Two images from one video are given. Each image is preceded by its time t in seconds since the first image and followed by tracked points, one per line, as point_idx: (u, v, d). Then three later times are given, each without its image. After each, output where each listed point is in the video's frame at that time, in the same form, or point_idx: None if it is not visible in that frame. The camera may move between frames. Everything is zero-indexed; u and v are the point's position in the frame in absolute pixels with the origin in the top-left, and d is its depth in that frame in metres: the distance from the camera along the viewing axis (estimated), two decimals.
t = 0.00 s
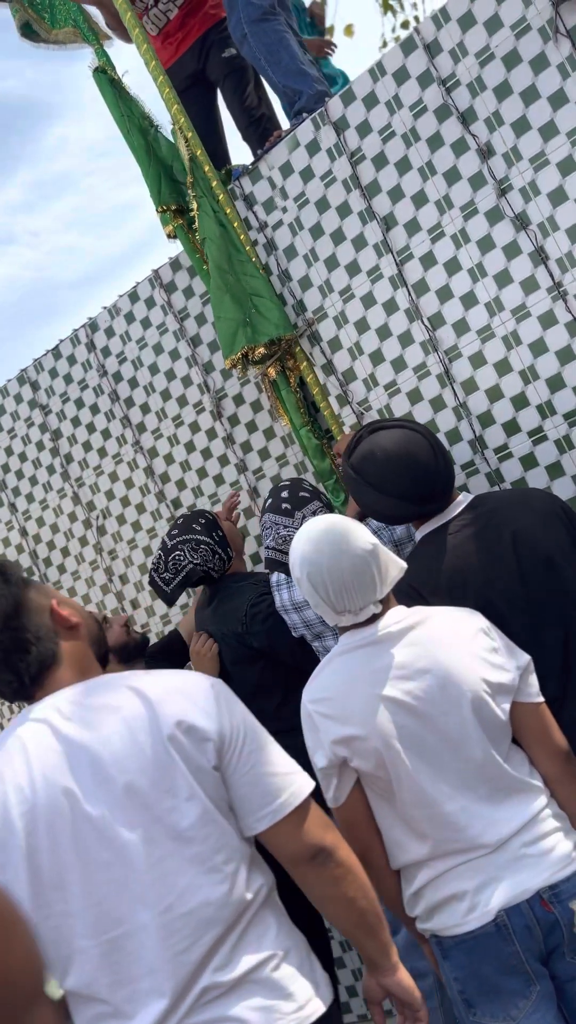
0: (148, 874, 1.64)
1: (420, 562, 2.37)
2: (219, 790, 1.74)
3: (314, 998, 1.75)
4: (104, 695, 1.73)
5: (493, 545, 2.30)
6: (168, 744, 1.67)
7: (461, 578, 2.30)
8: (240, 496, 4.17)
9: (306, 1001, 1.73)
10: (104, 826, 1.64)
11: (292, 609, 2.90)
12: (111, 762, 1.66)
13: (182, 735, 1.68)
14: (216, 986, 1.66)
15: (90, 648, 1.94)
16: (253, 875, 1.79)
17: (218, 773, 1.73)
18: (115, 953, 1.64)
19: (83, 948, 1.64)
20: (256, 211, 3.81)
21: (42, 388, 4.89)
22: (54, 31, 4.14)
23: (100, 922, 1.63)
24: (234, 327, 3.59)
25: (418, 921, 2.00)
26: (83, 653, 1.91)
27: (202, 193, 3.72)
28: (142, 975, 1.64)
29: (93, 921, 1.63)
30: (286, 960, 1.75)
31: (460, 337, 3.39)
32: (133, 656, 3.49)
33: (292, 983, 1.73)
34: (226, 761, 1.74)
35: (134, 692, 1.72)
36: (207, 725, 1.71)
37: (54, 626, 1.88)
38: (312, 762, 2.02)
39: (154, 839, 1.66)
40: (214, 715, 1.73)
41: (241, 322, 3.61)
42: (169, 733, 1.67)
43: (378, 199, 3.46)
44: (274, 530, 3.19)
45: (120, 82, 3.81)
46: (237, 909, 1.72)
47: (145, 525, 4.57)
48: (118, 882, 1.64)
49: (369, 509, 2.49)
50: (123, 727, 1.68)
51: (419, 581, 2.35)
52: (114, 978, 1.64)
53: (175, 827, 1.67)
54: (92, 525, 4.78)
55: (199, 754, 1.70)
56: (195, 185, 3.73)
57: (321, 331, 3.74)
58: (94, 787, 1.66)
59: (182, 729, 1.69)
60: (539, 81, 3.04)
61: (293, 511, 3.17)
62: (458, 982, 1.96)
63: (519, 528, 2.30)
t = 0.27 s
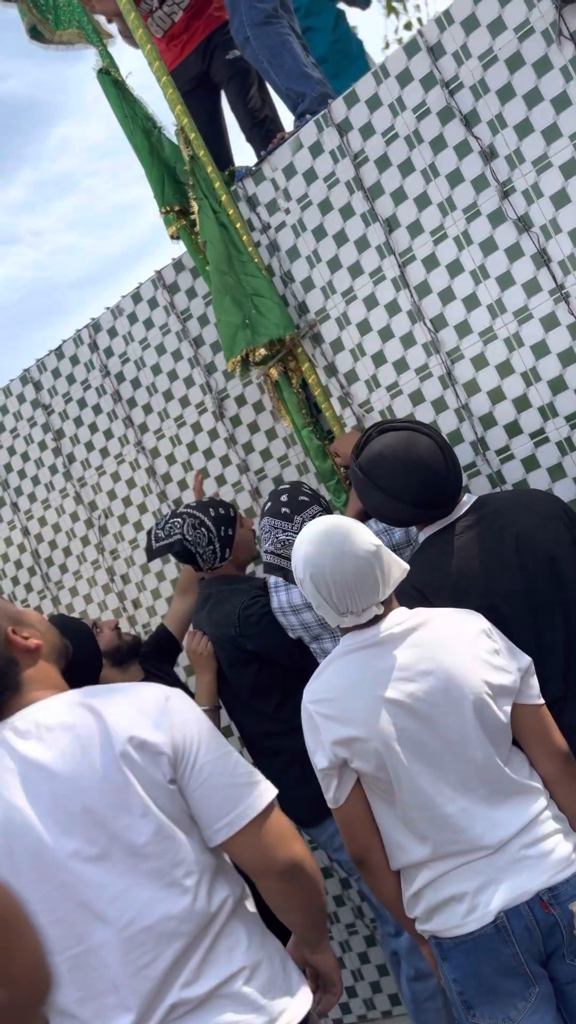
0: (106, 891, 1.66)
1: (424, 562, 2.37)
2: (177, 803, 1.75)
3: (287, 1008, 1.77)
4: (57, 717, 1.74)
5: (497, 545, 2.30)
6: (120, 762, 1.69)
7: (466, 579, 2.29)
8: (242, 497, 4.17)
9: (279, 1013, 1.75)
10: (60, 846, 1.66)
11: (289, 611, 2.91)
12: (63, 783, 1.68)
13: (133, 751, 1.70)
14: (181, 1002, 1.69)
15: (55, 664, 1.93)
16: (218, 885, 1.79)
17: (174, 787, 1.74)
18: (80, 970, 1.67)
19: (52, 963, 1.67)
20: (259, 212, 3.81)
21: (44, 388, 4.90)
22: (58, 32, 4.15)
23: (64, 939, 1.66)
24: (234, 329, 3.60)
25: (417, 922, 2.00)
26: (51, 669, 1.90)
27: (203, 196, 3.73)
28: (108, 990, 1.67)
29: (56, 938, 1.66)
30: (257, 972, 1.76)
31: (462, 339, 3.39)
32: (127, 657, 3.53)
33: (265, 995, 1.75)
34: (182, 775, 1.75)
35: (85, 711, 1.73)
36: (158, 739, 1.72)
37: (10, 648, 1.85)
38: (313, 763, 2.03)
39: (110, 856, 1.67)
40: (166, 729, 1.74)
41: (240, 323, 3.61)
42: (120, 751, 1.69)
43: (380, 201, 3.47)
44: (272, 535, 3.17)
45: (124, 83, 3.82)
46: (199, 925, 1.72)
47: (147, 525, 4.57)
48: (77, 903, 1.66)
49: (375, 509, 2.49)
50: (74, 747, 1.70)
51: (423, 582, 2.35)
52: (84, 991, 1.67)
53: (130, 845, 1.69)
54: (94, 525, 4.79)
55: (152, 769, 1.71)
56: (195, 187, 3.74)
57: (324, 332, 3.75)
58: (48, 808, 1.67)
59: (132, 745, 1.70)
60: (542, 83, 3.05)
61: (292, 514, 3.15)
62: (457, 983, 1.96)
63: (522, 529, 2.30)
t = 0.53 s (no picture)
0: (79, 901, 1.77)
1: (426, 563, 2.39)
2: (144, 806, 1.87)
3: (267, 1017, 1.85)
4: (23, 734, 1.86)
5: (501, 546, 2.30)
6: (81, 772, 1.81)
7: (468, 580, 2.31)
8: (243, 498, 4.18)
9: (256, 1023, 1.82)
10: (31, 861, 1.77)
11: (290, 612, 2.90)
12: (28, 797, 1.79)
13: (93, 761, 1.81)
14: (156, 1013, 1.77)
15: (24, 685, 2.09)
16: (190, 893, 1.89)
17: (139, 792, 1.86)
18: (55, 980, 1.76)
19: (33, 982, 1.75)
20: (262, 214, 3.82)
21: (46, 388, 4.90)
22: (62, 32, 4.15)
23: (44, 954, 1.75)
24: (236, 330, 3.60)
25: (417, 923, 2.00)
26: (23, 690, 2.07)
27: (205, 197, 3.73)
28: (87, 1002, 1.76)
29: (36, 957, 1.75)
30: (234, 982, 1.84)
31: (464, 341, 3.39)
32: (124, 658, 3.49)
33: (241, 1007, 1.82)
34: (146, 780, 1.86)
35: (47, 727, 1.86)
36: (117, 746, 1.84)
37: None
38: (312, 764, 2.02)
39: (81, 867, 1.78)
40: (125, 739, 1.86)
41: (242, 325, 3.61)
42: (78, 763, 1.81)
43: (383, 203, 3.47)
44: (274, 537, 3.13)
45: (128, 84, 3.83)
46: (171, 935, 1.81)
47: (148, 526, 4.57)
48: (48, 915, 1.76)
49: (380, 509, 2.50)
50: (37, 762, 1.82)
51: (426, 582, 2.37)
52: (65, 1004, 1.76)
53: (96, 854, 1.79)
54: (95, 525, 4.79)
55: (114, 775, 1.83)
56: (198, 189, 3.74)
57: (326, 333, 3.75)
58: (18, 825, 1.79)
59: (92, 754, 1.82)
60: (545, 85, 3.05)
61: (294, 518, 3.12)
62: (456, 985, 1.96)
63: (525, 531, 2.30)
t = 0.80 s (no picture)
0: (68, 910, 1.77)
1: (430, 566, 2.39)
2: (132, 810, 1.88)
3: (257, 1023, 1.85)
4: (11, 740, 1.86)
5: (505, 547, 2.31)
6: (72, 777, 1.82)
7: (471, 582, 2.31)
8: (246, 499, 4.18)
9: None
10: (19, 871, 1.77)
11: (292, 612, 2.90)
12: (16, 804, 1.80)
13: (81, 766, 1.82)
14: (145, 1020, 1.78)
15: (10, 693, 2.08)
16: (177, 898, 1.90)
17: (133, 793, 1.88)
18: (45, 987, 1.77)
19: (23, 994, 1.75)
20: (266, 216, 3.82)
21: (49, 388, 4.90)
22: (67, 34, 4.15)
23: (33, 965, 1.76)
24: (239, 332, 3.63)
25: (417, 926, 2.00)
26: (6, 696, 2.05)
27: (208, 198, 3.73)
28: (78, 1011, 1.77)
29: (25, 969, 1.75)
30: (223, 989, 1.84)
31: (467, 344, 3.39)
32: (125, 660, 3.49)
33: (229, 1013, 1.83)
34: (138, 782, 1.87)
35: (33, 735, 1.86)
36: (105, 750, 1.84)
37: None
38: (314, 766, 2.03)
39: (68, 875, 1.78)
40: (114, 743, 1.86)
41: (246, 326, 3.62)
42: (69, 768, 1.81)
43: (387, 206, 3.47)
44: (270, 522, 3.20)
45: (132, 86, 3.83)
46: (158, 942, 1.82)
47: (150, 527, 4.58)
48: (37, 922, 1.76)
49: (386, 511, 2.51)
50: (24, 770, 1.82)
51: (430, 585, 2.37)
52: (57, 1012, 1.78)
53: (84, 861, 1.80)
54: (98, 526, 4.80)
55: (103, 779, 1.84)
56: (201, 190, 3.74)
57: (329, 336, 3.75)
58: (6, 832, 1.79)
59: (80, 759, 1.82)
60: (549, 89, 3.05)
61: (291, 505, 3.18)
62: (456, 988, 1.96)
63: (530, 532, 2.31)
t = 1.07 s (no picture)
0: (69, 908, 1.77)
1: (434, 565, 2.39)
2: (139, 809, 1.89)
3: None
4: (17, 738, 1.86)
5: (508, 548, 2.31)
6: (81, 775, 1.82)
7: (474, 582, 2.31)
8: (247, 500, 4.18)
9: None
10: (20, 869, 1.77)
11: (291, 615, 2.91)
12: (21, 801, 1.79)
13: (90, 764, 1.83)
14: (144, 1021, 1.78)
15: (12, 694, 2.07)
16: (177, 899, 1.90)
17: (138, 794, 1.89)
18: (44, 986, 1.76)
19: (19, 991, 1.75)
20: (268, 217, 3.82)
21: (51, 389, 4.91)
22: (70, 35, 4.15)
23: (31, 963, 1.75)
24: (241, 332, 3.62)
25: (416, 928, 2.00)
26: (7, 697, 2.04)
27: (211, 199, 3.74)
28: (74, 1010, 1.76)
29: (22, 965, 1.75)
30: (221, 990, 1.85)
31: (468, 346, 3.39)
32: (130, 659, 3.45)
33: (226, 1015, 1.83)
34: (145, 781, 1.89)
35: (41, 733, 1.86)
36: (114, 749, 1.85)
37: None
38: (315, 769, 2.03)
39: (70, 874, 1.78)
40: (125, 743, 1.88)
41: (248, 327, 3.62)
42: (78, 766, 1.82)
43: (389, 208, 3.48)
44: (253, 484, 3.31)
45: (135, 87, 3.84)
46: (158, 942, 1.82)
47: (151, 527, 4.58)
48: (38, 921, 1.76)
49: (389, 510, 2.51)
50: (30, 768, 1.82)
51: (433, 585, 2.37)
52: (51, 1012, 1.77)
53: (86, 860, 1.80)
54: (98, 526, 4.80)
55: (111, 777, 1.85)
56: (204, 191, 3.75)
57: (330, 337, 3.75)
58: (8, 829, 1.78)
59: (89, 757, 1.83)
60: (552, 92, 3.06)
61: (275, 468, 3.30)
62: (456, 990, 1.96)
63: (535, 533, 2.30)
